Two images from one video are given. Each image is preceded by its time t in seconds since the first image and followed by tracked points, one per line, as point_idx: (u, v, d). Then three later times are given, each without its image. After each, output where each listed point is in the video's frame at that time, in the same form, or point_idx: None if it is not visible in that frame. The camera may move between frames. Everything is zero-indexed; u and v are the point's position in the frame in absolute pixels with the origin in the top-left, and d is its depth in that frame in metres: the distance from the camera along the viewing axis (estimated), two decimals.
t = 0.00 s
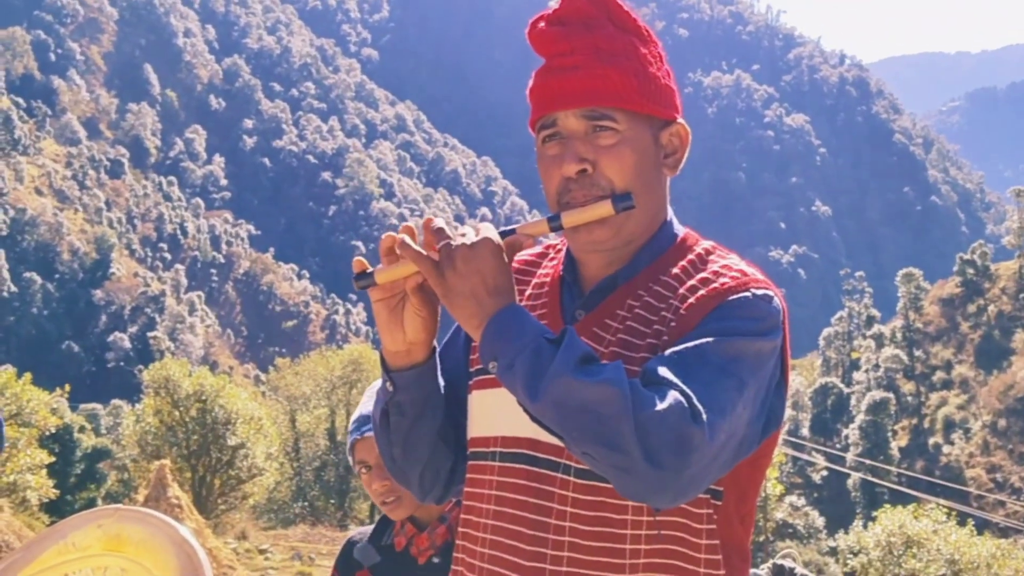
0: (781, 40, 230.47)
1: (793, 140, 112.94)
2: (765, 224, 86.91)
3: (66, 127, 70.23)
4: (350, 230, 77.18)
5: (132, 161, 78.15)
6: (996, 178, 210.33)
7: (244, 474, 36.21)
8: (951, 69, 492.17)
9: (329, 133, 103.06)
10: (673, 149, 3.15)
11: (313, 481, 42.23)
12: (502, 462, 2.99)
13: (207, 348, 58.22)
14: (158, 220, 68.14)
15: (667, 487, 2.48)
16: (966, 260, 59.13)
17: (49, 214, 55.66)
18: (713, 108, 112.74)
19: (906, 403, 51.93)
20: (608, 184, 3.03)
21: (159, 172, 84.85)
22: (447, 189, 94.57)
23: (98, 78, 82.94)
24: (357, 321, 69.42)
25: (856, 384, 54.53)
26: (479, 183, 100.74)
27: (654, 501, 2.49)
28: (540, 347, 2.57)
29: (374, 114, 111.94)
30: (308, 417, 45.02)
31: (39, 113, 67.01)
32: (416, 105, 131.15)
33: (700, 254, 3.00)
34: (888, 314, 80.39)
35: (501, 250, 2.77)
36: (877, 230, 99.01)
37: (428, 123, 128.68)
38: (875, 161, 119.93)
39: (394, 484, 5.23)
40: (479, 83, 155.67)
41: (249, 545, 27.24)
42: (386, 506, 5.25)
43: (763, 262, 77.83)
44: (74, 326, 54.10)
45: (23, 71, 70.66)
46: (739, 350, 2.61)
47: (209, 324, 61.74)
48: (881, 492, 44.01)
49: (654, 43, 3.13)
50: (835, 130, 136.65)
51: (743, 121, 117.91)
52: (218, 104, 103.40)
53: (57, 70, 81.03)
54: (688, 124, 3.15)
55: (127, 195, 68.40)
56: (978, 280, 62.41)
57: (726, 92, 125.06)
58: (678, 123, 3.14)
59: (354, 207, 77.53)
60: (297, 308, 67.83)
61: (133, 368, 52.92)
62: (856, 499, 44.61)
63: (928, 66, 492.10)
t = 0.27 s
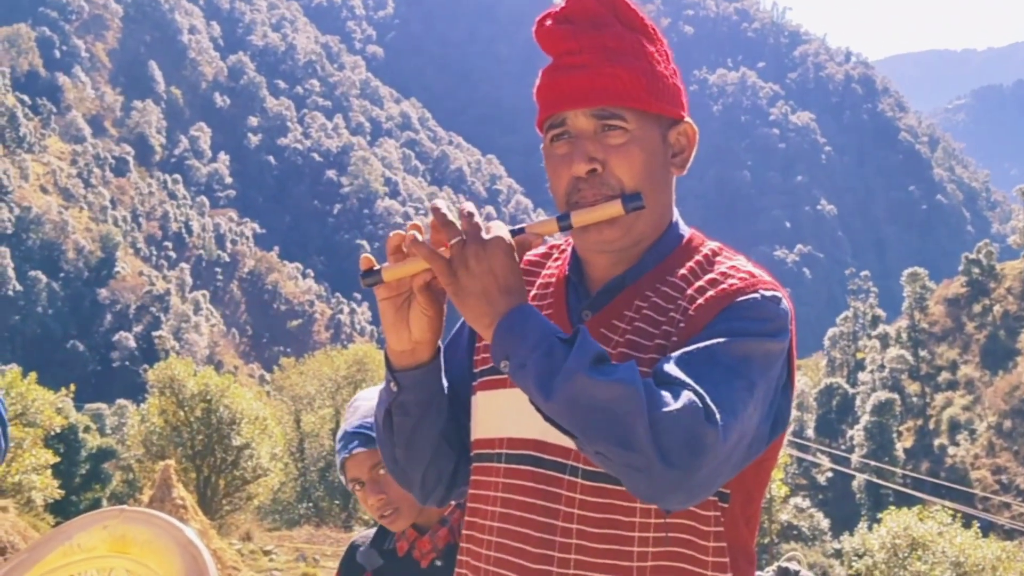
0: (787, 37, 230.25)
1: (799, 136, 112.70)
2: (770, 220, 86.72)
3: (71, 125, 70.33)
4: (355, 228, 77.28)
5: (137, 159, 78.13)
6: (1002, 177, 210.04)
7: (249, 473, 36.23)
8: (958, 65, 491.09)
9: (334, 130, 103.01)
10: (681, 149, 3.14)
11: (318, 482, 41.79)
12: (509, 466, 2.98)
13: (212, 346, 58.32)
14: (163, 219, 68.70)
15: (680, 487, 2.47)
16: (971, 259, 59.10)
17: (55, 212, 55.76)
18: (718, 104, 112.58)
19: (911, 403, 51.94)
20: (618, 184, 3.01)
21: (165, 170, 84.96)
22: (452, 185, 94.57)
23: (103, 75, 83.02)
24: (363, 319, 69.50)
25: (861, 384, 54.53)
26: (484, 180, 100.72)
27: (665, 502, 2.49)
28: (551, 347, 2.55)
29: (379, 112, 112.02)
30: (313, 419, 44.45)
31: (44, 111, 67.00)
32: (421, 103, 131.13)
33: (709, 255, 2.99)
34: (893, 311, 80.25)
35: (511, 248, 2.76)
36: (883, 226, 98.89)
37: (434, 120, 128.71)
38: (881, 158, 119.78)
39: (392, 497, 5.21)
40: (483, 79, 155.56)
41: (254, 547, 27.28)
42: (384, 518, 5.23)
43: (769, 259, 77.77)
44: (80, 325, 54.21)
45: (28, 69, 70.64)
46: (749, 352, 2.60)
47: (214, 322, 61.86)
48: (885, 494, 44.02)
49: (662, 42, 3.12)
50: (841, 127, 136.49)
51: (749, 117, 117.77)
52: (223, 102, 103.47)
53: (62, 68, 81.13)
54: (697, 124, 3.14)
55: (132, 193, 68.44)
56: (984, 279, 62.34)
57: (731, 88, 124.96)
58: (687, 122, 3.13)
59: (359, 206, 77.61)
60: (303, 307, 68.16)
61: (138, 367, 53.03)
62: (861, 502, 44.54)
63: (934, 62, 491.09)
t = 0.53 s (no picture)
0: (786, 46, 230.80)
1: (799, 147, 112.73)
2: (770, 230, 86.74)
3: (72, 133, 70.39)
4: (355, 237, 77.37)
5: (137, 168, 78.11)
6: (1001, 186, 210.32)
7: (249, 482, 36.19)
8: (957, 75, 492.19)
9: (334, 139, 103.04)
10: (683, 159, 3.16)
11: (317, 490, 41.69)
12: (508, 475, 2.98)
13: (212, 355, 58.32)
14: (163, 228, 67.85)
15: (683, 497, 2.48)
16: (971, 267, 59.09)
17: (55, 220, 55.75)
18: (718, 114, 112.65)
19: (910, 413, 51.91)
20: (621, 194, 3.02)
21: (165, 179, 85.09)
22: (452, 195, 94.71)
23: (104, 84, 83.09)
24: (363, 328, 69.52)
25: (861, 393, 54.54)
26: (484, 190, 100.86)
27: (668, 510, 2.50)
28: (556, 357, 2.56)
29: (379, 121, 112.21)
30: (312, 427, 44.30)
31: (45, 119, 66.97)
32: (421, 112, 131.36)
33: (709, 265, 3.02)
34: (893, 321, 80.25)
35: (513, 258, 2.77)
36: (882, 236, 98.97)
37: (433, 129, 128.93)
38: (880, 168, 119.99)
39: (389, 506, 5.18)
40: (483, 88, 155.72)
41: (253, 555, 27.25)
42: (381, 529, 5.20)
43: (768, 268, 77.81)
44: (79, 333, 54.24)
45: (29, 77, 70.62)
46: (751, 363, 2.61)
47: (214, 330, 61.84)
48: (885, 504, 43.97)
49: (664, 53, 3.13)
50: (840, 137, 136.78)
51: (749, 128, 117.97)
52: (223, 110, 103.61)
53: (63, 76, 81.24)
54: (698, 135, 3.16)
55: (132, 202, 67.73)
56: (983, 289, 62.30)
57: (731, 99, 125.22)
58: (690, 134, 3.14)
59: (359, 215, 77.71)
60: (302, 316, 67.95)
61: (138, 375, 53.02)
62: (860, 511, 44.50)
63: (933, 72, 492.24)
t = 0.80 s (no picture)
0: (778, 27, 230.21)
1: (790, 128, 112.61)
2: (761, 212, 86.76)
3: (61, 112, 69.98)
4: (346, 217, 77.15)
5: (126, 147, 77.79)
6: (992, 169, 210.48)
7: (239, 461, 36.22)
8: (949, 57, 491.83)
9: (325, 119, 102.69)
10: (674, 138, 3.14)
11: (307, 470, 41.71)
12: (498, 455, 2.98)
13: (202, 336, 58.21)
14: (153, 208, 67.91)
15: (675, 477, 2.48)
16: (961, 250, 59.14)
17: (44, 200, 55.46)
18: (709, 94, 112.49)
19: (900, 395, 52.01)
20: (611, 172, 3.01)
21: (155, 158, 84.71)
22: (443, 175, 94.49)
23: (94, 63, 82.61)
24: (353, 309, 69.40)
25: (850, 376, 54.65)
26: (475, 170, 100.68)
27: (658, 493, 2.50)
28: (547, 337, 2.56)
29: (370, 101, 111.80)
30: (303, 407, 44.28)
31: (33, 98, 66.64)
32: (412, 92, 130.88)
33: (701, 246, 3.00)
34: (883, 303, 80.40)
35: (504, 236, 2.76)
36: (873, 218, 99.02)
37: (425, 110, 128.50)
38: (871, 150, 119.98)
39: (379, 485, 5.18)
40: (474, 68, 155.24)
41: (243, 536, 27.32)
42: (372, 507, 5.20)
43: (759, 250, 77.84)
44: (69, 313, 54.09)
45: (17, 55, 70.21)
46: (739, 343, 2.62)
47: (204, 311, 61.70)
48: (873, 485, 44.11)
49: (657, 32, 3.11)
50: (832, 119, 136.66)
51: (741, 109, 117.79)
52: (213, 90, 103.12)
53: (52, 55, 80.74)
54: (692, 113, 3.14)
55: (122, 181, 67.73)
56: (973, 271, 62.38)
57: (723, 80, 124.97)
58: (680, 114, 3.13)
59: (350, 196, 77.48)
60: (293, 297, 67.74)
61: (128, 355, 52.93)
62: (849, 493, 44.62)
63: (925, 53, 491.79)
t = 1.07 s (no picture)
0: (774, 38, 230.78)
1: (788, 138, 112.74)
2: (759, 222, 86.83)
3: (59, 126, 69.99)
4: (344, 229, 77.18)
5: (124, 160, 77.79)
6: (989, 178, 210.74)
7: (238, 475, 36.23)
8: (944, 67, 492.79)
9: (323, 131, 102.77)
10: (668, 150, 3.14)
11: (306, 483, 41.64)
12: (495, 469, 2.98)
13: (201, 349, 58.18)
14: (152, 221, 67.99)
15: (672, 489, 2.47)
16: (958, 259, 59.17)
17: (42, 214, 55.40)
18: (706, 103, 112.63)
19: (899, 404, 51.95)
20: (603, 183, 3.02)
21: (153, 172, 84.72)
22: (441, 188, 94.59)
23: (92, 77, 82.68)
24: (352, 321, 69.38)
25: (850, 385, 54.62)
26: (473, 182, 100.79)
27: (654, 506, 2.50)
28: (540, 349, 2.56)
29: (368, 113, 111.93)
30: (302, 419, 44.21)
31: (32, 112, 66.59)
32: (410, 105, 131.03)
33: (698, 258, 3.00)
34: (881, 313, 80.44)
35: (498, 249, 2.75)
36: (871, 228, 99.11)
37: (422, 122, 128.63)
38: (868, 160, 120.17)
39: (383, 492, 5.14)
40: (472, 79, 155.46)
41: (242, 550, 27.27)
42: (377, 512, 5.17)
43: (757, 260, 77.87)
44: (67, 327, 54.05)
45: (15, 70, 70.18)
46: (737, 355, 2.61)
47: (202, 324, 61.68)
48: (873, 495, 44.03)
49: (651, 47, 3.12)
50: (829, 129, 136.86)
51: (737, 120, 117.98)
52: (211, 103, 103.21)
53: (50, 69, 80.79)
54: (684, 125, 3.15)
55: (120, 195, 67.80)
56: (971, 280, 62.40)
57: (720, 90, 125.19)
58: (674, 124, 3.13)
59: (348, 208, 77.50)
60: (291, 309, 67.68)
61: (127, 369, 52.89)
62: (849, 503, 44.43)
63: (921, 64, 492.77)
